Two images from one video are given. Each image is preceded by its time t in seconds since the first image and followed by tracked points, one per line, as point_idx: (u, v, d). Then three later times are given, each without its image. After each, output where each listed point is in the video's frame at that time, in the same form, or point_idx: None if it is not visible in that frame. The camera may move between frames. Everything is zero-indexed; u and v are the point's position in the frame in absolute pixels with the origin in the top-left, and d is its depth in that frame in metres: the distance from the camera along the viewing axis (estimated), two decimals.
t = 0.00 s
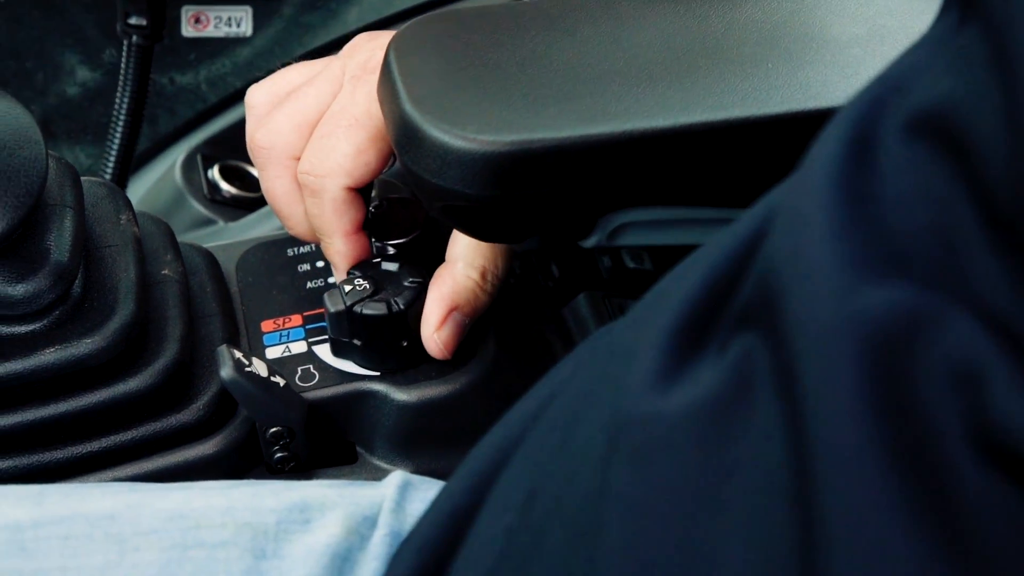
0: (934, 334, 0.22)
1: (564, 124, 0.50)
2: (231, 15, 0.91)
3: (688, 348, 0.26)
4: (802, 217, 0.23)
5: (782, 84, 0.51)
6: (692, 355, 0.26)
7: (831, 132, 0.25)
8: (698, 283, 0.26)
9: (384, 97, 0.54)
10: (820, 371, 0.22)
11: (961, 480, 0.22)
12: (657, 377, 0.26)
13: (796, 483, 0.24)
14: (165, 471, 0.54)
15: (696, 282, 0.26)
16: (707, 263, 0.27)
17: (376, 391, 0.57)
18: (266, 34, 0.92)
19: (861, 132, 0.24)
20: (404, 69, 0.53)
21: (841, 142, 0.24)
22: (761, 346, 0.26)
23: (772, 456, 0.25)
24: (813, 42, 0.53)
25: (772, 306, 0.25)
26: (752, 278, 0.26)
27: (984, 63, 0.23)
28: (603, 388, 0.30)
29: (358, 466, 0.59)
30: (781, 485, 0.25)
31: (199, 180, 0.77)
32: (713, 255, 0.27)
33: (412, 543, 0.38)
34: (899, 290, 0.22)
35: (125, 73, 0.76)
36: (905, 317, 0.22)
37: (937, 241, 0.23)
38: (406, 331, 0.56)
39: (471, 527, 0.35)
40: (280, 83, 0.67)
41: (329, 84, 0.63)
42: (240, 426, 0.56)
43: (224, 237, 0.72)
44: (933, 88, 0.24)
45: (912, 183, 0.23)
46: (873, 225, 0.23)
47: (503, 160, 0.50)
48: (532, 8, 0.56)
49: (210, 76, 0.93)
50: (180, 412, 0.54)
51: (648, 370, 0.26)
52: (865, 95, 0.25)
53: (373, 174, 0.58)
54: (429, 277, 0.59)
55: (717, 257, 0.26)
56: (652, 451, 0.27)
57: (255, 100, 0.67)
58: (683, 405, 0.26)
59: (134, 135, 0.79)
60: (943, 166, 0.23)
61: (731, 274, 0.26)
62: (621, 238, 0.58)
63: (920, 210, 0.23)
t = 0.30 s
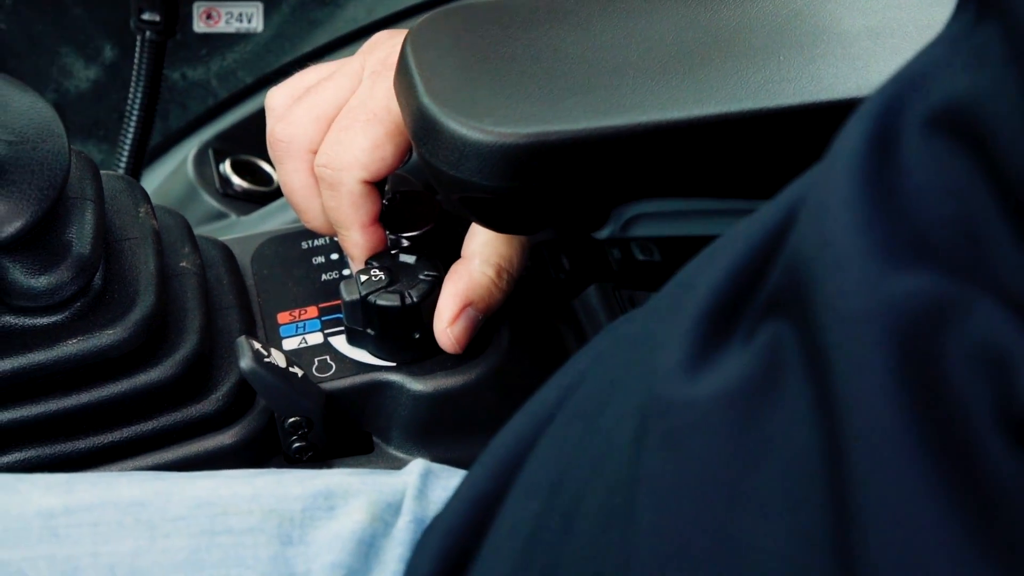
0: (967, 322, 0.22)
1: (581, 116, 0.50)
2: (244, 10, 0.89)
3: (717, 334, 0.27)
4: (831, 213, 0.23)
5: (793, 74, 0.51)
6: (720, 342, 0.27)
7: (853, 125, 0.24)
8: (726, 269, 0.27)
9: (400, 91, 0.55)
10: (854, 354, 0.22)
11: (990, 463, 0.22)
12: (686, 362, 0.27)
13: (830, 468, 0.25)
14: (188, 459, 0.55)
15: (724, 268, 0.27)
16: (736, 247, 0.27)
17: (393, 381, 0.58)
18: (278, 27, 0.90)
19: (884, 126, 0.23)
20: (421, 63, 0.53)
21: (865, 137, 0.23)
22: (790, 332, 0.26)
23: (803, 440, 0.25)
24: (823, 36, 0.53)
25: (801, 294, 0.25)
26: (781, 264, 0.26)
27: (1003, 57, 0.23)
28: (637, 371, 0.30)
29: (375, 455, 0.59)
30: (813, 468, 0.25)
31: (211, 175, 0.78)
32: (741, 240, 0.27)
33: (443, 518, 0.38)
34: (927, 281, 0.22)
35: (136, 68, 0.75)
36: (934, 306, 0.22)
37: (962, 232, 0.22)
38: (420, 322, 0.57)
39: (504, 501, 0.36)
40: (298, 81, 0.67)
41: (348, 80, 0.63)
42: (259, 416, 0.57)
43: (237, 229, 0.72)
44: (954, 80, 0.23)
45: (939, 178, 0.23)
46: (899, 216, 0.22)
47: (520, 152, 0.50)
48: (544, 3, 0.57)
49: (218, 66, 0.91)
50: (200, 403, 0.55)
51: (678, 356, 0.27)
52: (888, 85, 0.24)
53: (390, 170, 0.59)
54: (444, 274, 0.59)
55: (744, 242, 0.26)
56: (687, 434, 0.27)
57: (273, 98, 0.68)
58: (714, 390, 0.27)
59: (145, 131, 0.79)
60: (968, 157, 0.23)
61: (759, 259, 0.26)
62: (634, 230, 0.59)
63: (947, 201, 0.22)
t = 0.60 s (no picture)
0: (978, 298, 0.24)
1: (593, 113, 0.51)
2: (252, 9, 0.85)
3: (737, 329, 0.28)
4: (849, 198, 0.25)
5: (800, 70, 0.52)
6: (740, 333, 0.28)
7: (869, 121, 0.27)
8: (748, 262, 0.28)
9: (415, 88, 0.55)
10: (876, 333, 0.24)
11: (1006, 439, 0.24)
12: (709, 353, 0.28)
13: (856, 450, 0.26)
14: (204, 454, 0.55)
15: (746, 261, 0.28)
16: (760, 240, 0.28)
17: (406, 375, 0.58)
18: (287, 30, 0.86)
19: (899, 120, 0.26)
20: (435, 61, 0.54)
21: (881, 129, 0.26)
22: (813, 322, 0.27)
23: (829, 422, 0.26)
24: (831, 34, 0.54)
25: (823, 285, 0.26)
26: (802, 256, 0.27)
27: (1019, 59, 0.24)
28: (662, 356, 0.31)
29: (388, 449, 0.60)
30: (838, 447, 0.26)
31: (222, 174, 0.78)
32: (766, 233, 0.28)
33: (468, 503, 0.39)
34: (945, 268, 0.24)
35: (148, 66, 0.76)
36: (952, 290, 0.24)
37: (974, 222, 0.25)
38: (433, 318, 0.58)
39: (529, 487, 0.36)
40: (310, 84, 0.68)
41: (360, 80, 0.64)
42: (275, 411, 0.57)
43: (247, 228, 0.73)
44: (963, 86, 0.26)
45: (949, 168, 0.25)
46: (916, 207, 0.25)
47: (532, 149, 0.51)
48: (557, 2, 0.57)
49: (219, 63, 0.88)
50: (217, 398, 0.56)
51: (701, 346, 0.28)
52: (902, 86, 0.27)
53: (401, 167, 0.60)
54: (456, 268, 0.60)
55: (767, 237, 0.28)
56: (712, 419, 0.28)
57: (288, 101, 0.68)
58: (737, 379, 0.28)
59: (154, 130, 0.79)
60: (975, 160, 0.25)
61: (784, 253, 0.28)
62: (644, 225, 0.60)
63: (960, 194, 0.25)
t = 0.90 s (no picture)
0: (993, 296, 0.25)
1: (605, 114, 0.52)
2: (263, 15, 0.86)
3: (761, 323, 0.29)
4: (865, 195, 0.26)
5: (807, 71, 0.53)
6: (764, 329, 0.29)
7: (886, 120, 0.27)
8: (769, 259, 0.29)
9: (428, 90, 0.56)
10: (897, 328, 0.25)
11: None
12: (736, 349, 0.29)
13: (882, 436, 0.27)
14: (223, 451, 0.56)
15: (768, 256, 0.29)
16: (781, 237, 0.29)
17: (420, 373, 0.59)
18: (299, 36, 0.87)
19: (916, 121, 0.26)
20: (448, 63, 0.55)
21: (899, 130, 0.26)
22: (835, 318, 0.28)
23: (858, 413, 0.28)
24: (837, 34, 0.55)
25: (845, 282, 0.27)
26: (824, 253, 0.28)
27: None
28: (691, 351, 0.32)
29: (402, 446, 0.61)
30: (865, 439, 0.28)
31: (233, 176, 0.79)
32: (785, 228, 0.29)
33: (488, 501, 0.40)
34: (965, 267, 0.25)
35: (161, 71, 0.75)
36: (972, 289, 0.25)
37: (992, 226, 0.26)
38: (447, 316, 0.59)
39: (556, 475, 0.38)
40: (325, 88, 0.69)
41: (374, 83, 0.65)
42: (291, 408, 0.58)
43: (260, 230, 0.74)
44: (976, 87, 0.27)
45: (965, 171, 0.26)
46: (934, 208, 0.26)
47: (544, 148, 0.52)
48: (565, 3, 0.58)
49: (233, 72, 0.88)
50: (234, 396, 0.57)
51: (726, 340, 0.29)
52: (919, 86, 0.27)
53: (415, 168, 0.61)
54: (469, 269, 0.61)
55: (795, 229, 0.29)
56: (738, 411, 0.29)
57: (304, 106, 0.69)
58: (765, 370, 0.29)
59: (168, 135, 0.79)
60: (990, 163, 0.26)
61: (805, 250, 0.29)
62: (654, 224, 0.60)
63: (976, 200, 0.26)
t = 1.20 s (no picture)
0: (1010, 293, 0.26)
1: (618, 118, 0.53)
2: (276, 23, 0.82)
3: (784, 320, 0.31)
4: (884, 200, 0.28)
5: (816, 74, 0.54)
6: (786, 328, 0.31)
7: (902, 130, 0.29)
8: (789, 263, 0.31)
9: (444, 96, 0.57)
10: (919, 324, 0.27)
11: None
12: (760, 344, 0.31)
13: (904, 426, 0.28)
14: (242, 450, 0.57)
15: (788, 261, 0.31)
16: (803, 239, 0.31)
17: (434, 374, 0.60)
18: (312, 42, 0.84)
19: (929, 131, 0.28)
20: (463, 69, 0.56)
21: (914, 140, 0.28)
22: (856, 317, 0.30)
23: (881, 405, 0.29)
24: (843, 40, 0.56)
25: (867, 282, 0.29)
26: (847, 255, 0.29)
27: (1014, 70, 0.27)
28: (716, 344, 0.35)
29: (416, 446, 0.62)
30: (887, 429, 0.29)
31: (246, 183, 0.82)
32: (810, 230, 0.31)
33: (513, 495, 0.42)
34: (981, 267, 0.27)
35: (175, 75, 0.73)
36: (989, 288, 0.26)
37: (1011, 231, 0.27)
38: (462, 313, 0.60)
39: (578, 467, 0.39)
40: (340, 94, 0.70)
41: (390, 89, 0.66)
42: (309, 408, 0.59)
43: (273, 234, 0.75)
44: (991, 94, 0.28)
45: (978, 175, 0.27)
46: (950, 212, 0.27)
47: (559, 152, 0.53)
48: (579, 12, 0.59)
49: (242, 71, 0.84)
50: (253, 396, 0.58)
51: (751, 339, 0.31)
52: (933, 97, 0.29)
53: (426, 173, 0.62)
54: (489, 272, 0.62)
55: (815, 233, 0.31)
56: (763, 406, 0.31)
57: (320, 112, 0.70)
58: (788, 366, 0.30)
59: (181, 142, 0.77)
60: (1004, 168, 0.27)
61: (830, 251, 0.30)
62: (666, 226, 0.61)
63: (991, 206, 0.27)
